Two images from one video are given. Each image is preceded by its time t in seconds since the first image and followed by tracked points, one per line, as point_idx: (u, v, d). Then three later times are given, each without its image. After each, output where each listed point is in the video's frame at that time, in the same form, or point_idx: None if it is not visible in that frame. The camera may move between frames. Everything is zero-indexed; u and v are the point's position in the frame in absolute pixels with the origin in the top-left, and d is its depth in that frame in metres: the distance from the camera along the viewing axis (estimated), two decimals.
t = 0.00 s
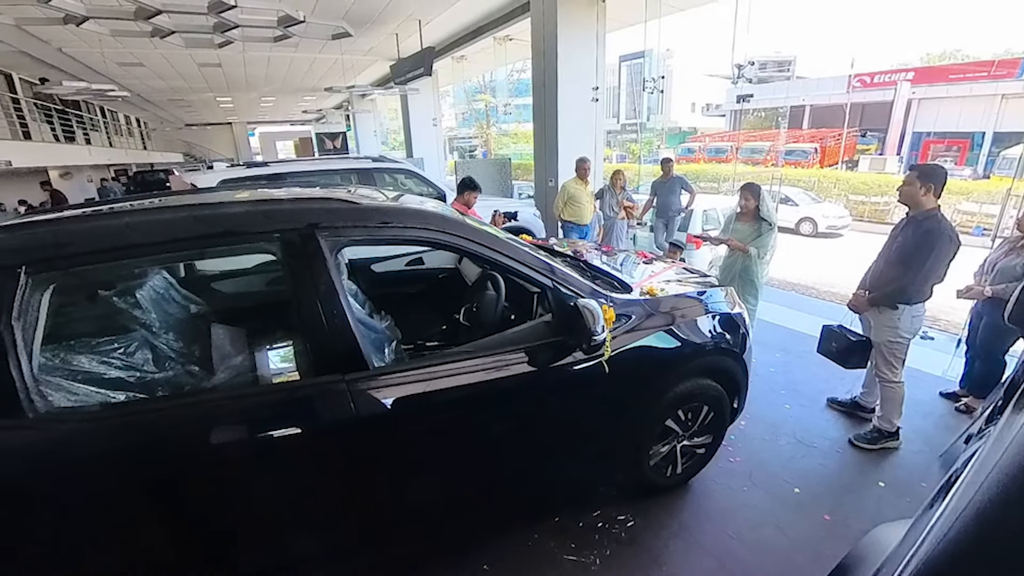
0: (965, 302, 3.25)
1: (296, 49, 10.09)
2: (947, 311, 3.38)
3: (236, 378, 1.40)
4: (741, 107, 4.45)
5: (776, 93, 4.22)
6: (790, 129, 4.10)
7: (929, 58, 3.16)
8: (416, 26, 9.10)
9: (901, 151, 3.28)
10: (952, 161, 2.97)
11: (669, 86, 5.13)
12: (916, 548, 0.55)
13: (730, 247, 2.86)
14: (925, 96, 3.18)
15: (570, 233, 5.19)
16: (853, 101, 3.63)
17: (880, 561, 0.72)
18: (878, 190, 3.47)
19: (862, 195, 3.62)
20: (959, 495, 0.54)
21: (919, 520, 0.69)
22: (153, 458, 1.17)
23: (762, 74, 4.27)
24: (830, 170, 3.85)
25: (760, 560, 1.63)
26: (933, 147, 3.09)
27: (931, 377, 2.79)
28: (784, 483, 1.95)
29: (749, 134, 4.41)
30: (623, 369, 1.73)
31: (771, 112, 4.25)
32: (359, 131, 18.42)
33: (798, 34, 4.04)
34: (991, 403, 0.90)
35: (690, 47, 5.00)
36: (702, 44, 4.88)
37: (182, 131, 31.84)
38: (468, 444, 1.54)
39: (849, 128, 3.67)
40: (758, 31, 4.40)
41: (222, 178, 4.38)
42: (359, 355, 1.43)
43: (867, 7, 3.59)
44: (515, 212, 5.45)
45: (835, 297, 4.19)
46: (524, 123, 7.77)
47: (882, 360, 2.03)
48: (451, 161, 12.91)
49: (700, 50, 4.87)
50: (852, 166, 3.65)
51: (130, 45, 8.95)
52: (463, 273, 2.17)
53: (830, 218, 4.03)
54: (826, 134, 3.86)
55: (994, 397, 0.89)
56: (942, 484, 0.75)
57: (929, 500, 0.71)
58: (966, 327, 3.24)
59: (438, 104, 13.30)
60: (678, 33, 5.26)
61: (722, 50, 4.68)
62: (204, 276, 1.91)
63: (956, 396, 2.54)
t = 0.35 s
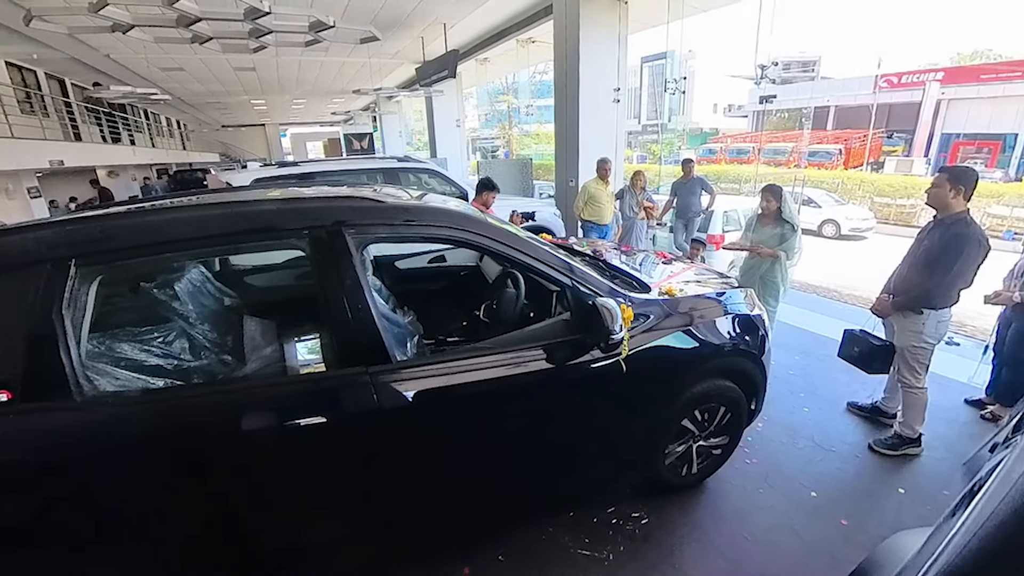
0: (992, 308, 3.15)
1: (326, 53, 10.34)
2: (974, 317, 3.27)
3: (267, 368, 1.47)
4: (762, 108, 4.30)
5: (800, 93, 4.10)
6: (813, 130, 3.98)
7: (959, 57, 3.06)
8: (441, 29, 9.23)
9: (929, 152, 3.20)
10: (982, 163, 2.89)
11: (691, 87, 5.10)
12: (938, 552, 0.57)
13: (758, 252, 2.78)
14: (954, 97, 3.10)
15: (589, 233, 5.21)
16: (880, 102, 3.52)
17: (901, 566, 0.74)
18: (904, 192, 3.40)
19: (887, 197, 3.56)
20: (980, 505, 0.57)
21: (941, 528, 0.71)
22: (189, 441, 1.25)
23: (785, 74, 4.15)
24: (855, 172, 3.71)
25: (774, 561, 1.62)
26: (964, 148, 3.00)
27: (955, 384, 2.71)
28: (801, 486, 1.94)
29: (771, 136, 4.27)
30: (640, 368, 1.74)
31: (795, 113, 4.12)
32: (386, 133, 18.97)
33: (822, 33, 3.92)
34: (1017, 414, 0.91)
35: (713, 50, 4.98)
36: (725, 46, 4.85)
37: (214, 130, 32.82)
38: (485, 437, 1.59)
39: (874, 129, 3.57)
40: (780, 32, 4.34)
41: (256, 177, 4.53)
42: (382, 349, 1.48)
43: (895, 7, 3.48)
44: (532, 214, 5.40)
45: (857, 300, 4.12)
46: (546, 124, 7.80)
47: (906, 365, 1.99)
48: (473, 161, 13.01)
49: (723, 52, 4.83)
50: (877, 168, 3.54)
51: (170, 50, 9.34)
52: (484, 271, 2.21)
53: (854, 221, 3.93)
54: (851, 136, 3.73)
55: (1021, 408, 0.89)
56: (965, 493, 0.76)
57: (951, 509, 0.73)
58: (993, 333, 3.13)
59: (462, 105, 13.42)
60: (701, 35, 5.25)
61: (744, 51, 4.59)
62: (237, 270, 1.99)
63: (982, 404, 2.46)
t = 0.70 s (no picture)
0: None
1: (356, 57, 10.59)
2: (1004, 323, 3.12)
3: (297, 358, 1.54)
4: (788, 110, 4.26)
5: (826, 93, 4.02)
6: (840, 132, 3.88)
7: (994, 57, 2.94)
8: (467, 33, 9.34)
9: (961, 154, 3.07)
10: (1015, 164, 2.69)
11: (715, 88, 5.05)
12: (958, 563, 0.59)
13: (784, 250, 2.73)
14: (987, 98, 2.97)
15: (611, 233, 5.22)
16: (909, 104, 3.39)
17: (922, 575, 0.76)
18: (933, 195, 3.28)
19: (915, 200, 3.43)
20: (1004, 519, 0.58)
21: (962, 540, 0.72)
22: (224, 425, 1.33)
23: (812, 75, 4.09)
24: (883, 173, 3.58)
25: (789, 565, 1.62)
26: (997, 151, 2.85)
27: (982, 392, 2.62)
28: (819, 491, 1.92)
29: (796, 137, 4.22)
30: (659, 368, 1.76)
31: (821, 113, 4.04)
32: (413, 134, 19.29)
33: (851, 34, 3.87)
34: None
35: (739, 51, 4.99)
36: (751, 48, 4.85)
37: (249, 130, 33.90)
38: (503, 431, 1.63)
39: (904, 130, 3.43)
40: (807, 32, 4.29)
41: (289, 176, 4.69)
42: (406, 343, 1.54)
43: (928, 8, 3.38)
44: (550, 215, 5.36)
45: (882, 304, 3.99)
46: (569, 125, 7.80)
47: (932, 372, 1.95)
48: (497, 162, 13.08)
49: (750, 54, 4.84)
50: (907, 170, 3.40)
51: (209, 56, 9.74)
52: (505, 269, 2.25)
53: (880, 224, 3.82)
54: (879, 137, 3.59)
55: None
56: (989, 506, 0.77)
57: (974, 521, 0.73)
58: None
59: (487, 107, 13.51)
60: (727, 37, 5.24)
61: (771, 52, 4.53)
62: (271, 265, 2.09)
63: (1011, 414, 2.36)
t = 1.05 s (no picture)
0: None
1: (381, 60, 10.78)
2: None
3: (323, 350, 1.61)
4: (812, 110, 4.19)
5: (850, 95, 3.96)
6: (865, 133, 3.82)
7: None
8: (490, 36, 9.41)
9: (991, 157, 3.01)
10: None
11: (736, 89, 4.94)
12: (982, 572, 0.60)
13: (797, 248, 2.71)
14: (1020, 100, 2.91)
15: (629, 232, 5.22)
16: (938, 104, 3.35)
17: None
18: (962, 198, 3.25)
19: (943, 203, 3.39)
20: None
21: (981, 550, 0.72)
22: (253, 412, 1.40)
23: (836, 76, 3.97)
24: (909, 176, 3.59)
25: (802, 568, 1.61)
26: None
27: (1008, 400, 2.54)
28: (836, 496, 1.90)
29: (819, 138, 4.13)
30: (676, 368, 1.77)
31: (845, 115, 3.97)
32: (436, 134, 19.54)
33: (879, 32, 3.74)
34: None
35: (761, 51, 4.89)
36: (774, 48, 4.79)
37: (279, 132, 34.89)
38: (518, 426, 1.67)
39: (931, 132, 3.40)
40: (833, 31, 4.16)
41: (316, 176, 4.82)
42: (426, 338, 1.59)
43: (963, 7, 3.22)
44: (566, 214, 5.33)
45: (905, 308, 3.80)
46: (589, 126, 7.77)
47: (956, 379, 1.90)
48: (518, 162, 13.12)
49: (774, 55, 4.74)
50: (933, 173, 3.38)
51: (241, 60, 10.07)
52: (524, 267, 2.29)
53: (906, 225, 3.89)
54: (905, 139, 3.57)
55: None
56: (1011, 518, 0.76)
57: (995, 532, 0.73)
58: None
59: (509, 107, 13.57)
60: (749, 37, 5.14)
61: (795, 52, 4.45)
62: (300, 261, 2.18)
63: None
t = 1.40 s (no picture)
0: None
1: (409, 64, 11.00)
2: None
3: (349, 342, 1.69)
4: (838, 111, 4.10)
5: (879, 95, 3.86)
6: (893, 135, 3.69)
7: None
8: (514, 39, 9.49)
9: None
10: None
11: (760, 90, 5.02)
12: None
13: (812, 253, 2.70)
14: None
15: (649, 233, 5.20)
16: (971, 105, 3.19)
17: None
18: (994, 201, 3.09)
19: (974, 207, 3.25)
20: None
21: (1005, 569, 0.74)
22: (281, 399, 1.48)
23: (864, 76, 3.96)
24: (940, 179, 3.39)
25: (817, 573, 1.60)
26: None
27: None
28: (854, 503, 1.87)
29: (846, 139, 4.02)
30: (694, 369, 1.78)
31: (873, 116, 3.83)
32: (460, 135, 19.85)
33: (905, 32, 3.71)
34: None
35: (786, 51, 4.86)
36: (798, 49, 4.74)
37: (309, 133, 35.87)
38: (535, 421, 1.71)
39: (963, 134, 3.22)
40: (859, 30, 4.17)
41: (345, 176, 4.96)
42: (447, 333, 1.64)
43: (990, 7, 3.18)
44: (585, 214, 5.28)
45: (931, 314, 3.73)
46: (611, 127, 7.75)
47: (984, 388, 1.86)
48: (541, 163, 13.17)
49: (797, 54, 4.72)
50: (965, 176, 3.20)
51: (276, 65, 10.47)
52: (545, 266, 2.32)
53: (934, 230, 3.74)
54: (936, 141, 3.39)
55: None
56: None
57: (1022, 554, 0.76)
58: None
59: (532, 109, 13.63)
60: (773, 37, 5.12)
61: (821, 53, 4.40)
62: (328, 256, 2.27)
63: None
